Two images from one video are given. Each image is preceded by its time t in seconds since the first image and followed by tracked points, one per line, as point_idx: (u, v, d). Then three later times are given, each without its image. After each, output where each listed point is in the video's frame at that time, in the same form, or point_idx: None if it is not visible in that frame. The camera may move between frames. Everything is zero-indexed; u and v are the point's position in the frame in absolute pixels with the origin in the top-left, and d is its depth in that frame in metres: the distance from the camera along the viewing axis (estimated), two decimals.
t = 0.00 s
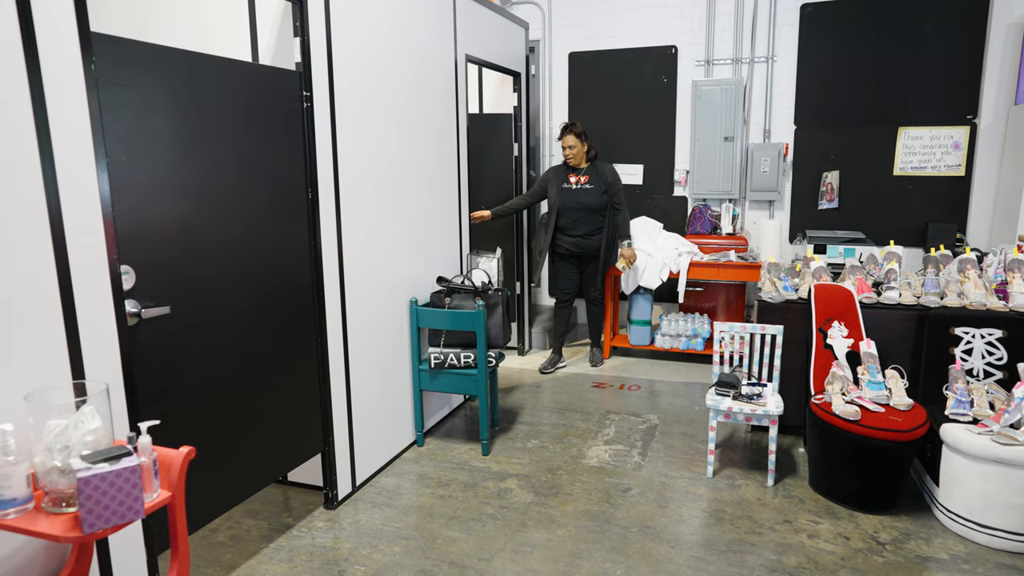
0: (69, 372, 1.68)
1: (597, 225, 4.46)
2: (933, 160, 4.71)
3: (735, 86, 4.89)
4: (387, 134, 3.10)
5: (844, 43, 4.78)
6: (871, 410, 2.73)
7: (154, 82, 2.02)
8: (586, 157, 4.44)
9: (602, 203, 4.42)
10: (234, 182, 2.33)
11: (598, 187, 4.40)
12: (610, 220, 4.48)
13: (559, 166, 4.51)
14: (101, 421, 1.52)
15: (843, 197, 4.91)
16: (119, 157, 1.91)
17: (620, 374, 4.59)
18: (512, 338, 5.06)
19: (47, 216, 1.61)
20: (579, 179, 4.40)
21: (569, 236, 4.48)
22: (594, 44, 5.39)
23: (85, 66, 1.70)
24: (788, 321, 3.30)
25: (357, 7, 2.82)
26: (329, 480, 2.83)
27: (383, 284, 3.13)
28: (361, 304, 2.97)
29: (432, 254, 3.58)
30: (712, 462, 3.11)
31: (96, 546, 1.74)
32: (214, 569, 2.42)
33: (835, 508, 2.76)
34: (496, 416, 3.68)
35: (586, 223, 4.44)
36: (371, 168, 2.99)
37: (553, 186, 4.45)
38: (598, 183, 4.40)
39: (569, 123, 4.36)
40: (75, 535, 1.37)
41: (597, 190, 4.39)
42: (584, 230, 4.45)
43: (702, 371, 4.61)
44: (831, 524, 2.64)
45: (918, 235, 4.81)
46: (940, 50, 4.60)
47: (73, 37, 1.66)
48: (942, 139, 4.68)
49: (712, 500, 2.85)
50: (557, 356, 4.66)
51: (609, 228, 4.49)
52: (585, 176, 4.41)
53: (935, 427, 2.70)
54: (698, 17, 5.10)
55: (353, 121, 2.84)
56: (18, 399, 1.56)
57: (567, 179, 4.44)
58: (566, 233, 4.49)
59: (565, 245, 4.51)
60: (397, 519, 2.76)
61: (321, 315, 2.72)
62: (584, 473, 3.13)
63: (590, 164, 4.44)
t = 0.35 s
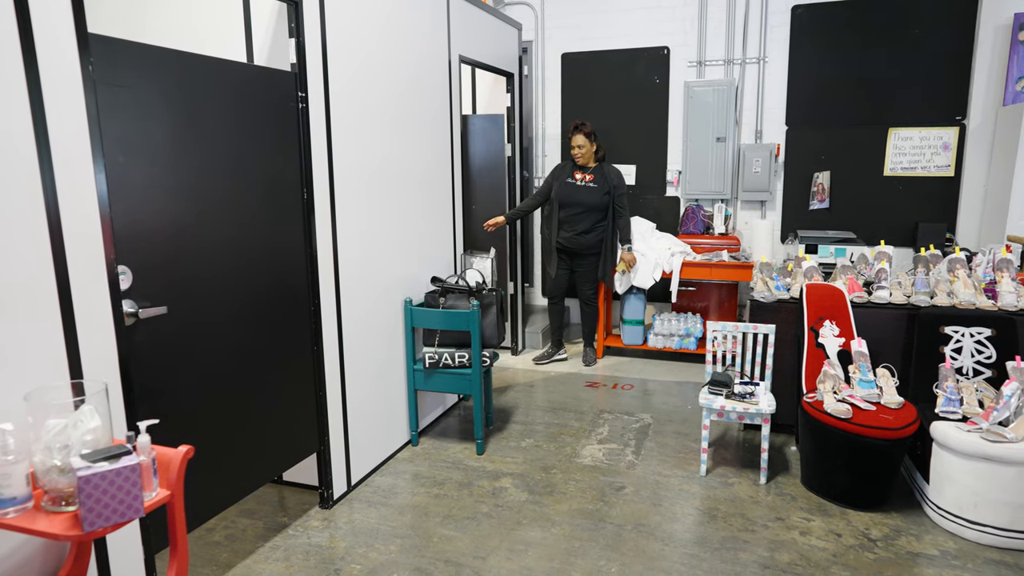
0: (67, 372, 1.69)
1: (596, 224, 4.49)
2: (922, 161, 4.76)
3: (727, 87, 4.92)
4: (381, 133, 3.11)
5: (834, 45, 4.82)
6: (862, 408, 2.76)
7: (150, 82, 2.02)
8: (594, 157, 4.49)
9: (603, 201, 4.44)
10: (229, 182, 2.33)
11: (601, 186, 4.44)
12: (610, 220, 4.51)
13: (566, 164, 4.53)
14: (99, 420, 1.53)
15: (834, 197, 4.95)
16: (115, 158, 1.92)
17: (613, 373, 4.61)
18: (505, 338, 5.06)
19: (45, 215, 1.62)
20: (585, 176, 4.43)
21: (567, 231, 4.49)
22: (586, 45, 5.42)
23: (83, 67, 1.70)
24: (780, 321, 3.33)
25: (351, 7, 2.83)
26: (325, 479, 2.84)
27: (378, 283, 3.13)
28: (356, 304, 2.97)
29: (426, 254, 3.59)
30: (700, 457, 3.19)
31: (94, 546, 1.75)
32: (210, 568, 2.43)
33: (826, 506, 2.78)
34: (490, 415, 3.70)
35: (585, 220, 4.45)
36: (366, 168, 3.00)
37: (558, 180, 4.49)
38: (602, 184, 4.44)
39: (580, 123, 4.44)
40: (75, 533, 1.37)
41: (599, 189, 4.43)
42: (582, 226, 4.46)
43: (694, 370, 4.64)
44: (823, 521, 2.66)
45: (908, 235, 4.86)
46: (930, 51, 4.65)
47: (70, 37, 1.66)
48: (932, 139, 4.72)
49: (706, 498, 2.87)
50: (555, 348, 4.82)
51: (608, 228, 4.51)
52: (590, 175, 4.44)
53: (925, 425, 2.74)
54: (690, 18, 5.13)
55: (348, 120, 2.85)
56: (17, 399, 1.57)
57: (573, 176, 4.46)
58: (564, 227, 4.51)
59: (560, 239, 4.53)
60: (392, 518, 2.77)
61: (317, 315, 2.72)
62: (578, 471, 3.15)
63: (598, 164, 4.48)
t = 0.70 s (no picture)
0: (75, 369, 1.71)
1: (588, 223, 4.51)
2: (919, 161, 4.79)
3: (725, 87, 4.95)
4: (382, 134, 3.13)
5: (832, 46, 4.85)
6: (861, 406, 2.78)
7: (156, 82, 2.04)
8: (591, 157, 4.53)
9: (592, 200, 4.46)
10: (233, 182, 2.35)
11: (591, 186, 4.45)
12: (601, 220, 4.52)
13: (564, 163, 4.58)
14: (108, 418, 1.54)
15: (832, 197, 4.98)
16: (122, 158, 1.93)
17: (613, 372, 4.63)
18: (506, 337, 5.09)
19: (53, 216, 1.64)
20: (578, 176, 4.47)
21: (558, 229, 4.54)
22: (586, 46, 5.44)
23: (91, 69, 1.72)
24: (779, 320, 3.35)
25: (353, 8, 2.85)
26: (327, 477, 2.85)
27: (379, 282, 3.15)
28: (358, 304, 2.99)
29: (428, 254, 3.61)
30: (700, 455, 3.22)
31: (102, 542, 1.76)
32: (214, 565, 2.45)
33: (825, 503, 2.81)
34: (491, 414, 3.71)
35: (575, 219, 4.50)
36: (367, 168, 3.02)
37: (552, 179, 4.54)
38: (594, 184, 4.45)
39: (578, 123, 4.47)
40: (85, 528, 1.39)
41: (589, 189, 4.45)
42: (573, 226, 4.51)
43: (694, 369, 4.66)
44: (822, 518, 2.69)
45: (905, 235, 4.89)
46: (927, 52, 4.68)
47: (78, 38, 1.68)
48: (929, 139, 4.75)
49: (706, 496, 2.90)
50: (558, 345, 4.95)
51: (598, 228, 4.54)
52: (583, 175, 4.46)
53: (923, 423, 2.76)
54: (689, 19, 5.16)
55: (350, 120, 2.87)
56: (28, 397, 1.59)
57: (566, 176, 4.51)
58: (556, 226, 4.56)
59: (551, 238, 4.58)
60: (395, 516, 2.79)
61: (319, 314, 2.74)
62: (578, 469, 3.17)
63: (593, 164, 4.51)
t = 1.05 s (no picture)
0: (87, 365, 1.73)
1: (581, 223, 4.56)
2: (918, 160, 4.82)
3: (725, 87, 4.98)
4: (386, 134, 3.16)
5: (830, 46, 4.88)
6: (859, 402, 2.81)
7: (164, 82, 2.07)
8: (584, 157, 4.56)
9: (584, 199, 4.49)
10: (240, 181, 2.38)
11: (580, 184, 4.49)
12: (592, 218, 4.56)
13: (558, 162, 4.63)
14: (120, 412, 1.57)
15: (831, 196, 5.02)
16: (132, 157, 1.96)
17: (613, 370, 4.66)
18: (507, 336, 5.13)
19: (65, 213, 1.66)
20: (569, 176, 4.51)
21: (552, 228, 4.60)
22: (586, 46, 5.47)
23: (102, 69, 1.75)
24: (778, 317, 3.38)
25: (357, 9, 2.87)
26: (332, 473, 2.88)
27: (382, 280, 3.18)
28: (362, 302, 3.02)
29: (430, 252, 3.64)
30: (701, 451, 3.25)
31: (112, 536, 1.79)
32: (221, 560, 2.48)
33: (824, 498, 2.84)
34: (493, 412, 3.74)
35: (568, 219, 4.55)
36: (371, 167, 3.05)
37: (546, 180, 4.61)
38: (585, 183, 4.49)
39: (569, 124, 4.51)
40: (100, 520, 1.42)
41: (579, 188, 4.48)
42: (566, 225, 4.56)
43: (693, 367, 4.69)
44: (821, 513, 2.72)
45: (903, 233, 4.92)
46: (925, 52, 4.71)
47: (89, 39, 1.71)
48: (927, 139, 4.78)
49: (706, 491, 2.93)
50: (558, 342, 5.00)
51: (588, 225, 4.57)
52: (574, 175, 4.51)
53: (921, 419, 2.79)
54: (689, 19, 5.19)
55: (354, 119, 2.90)
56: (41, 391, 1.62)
57: (559, 176, 4.56)
58: (550, 226, 4.62)
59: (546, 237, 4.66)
60: (398, 512, 2.82)
61: (323, 311, 2.77)
62: (580, 466, 3.20)
63: (585, 164, 4.54)
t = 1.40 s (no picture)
0: (97, 359, 1.78)
1: (574, 223, 4.64)
2: (909, 161, 4.89)
3: (719, 89, 5.05)
4: (386, 136, 3.21)
5: (823, 48, 4.95)
6: (850, 397, 2.87)
7: (172, 83, 2.12)
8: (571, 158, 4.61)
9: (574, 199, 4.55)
10: (244, 181, 2.43)
11: (572, 185, 4.54)
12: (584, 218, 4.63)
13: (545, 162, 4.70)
14: (132, 405, 1.63)
15: (824, 196, 5.08)
16: (140, 157, 2.01)
17: (610, 368, 4.72)
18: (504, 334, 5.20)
19: (76, 212, 1.71)
20: (558, 179, 4.55)
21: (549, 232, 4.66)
22: (583, 48, 5.53)
23: (111, 71, 1.80)
24: (772, 315, 3.44)
25: (357, 12, 2.92)
26: (333, 469, 2.93)
27: (383, 279, 3.23)
28: (362, 301, 3.06)
29: (429, 252, 3.69)
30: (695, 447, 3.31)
31: (122, 528, 1.84)
32: (225, 553, 2.53)
33: (817, 491, 2.90)
34: (491, 409, 3.80)
35: (561, 221, 4.61)
36: (372, 168, 3.10)
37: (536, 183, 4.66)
38: (575, 184, 4.54)
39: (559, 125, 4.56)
40: (113, 509, 1.47)
41: (571, 189, 4.54)
42: (560, 226, 4.63)
43: (689, 365, 4.75)
44: (813, 505, 2.78)
45: (895, 232, 4.99)
46: (917, 54, 4.78)
47: (99, 42, 1.76)
48: (918, 140, 4.85)
49: (701, 485, 2.98)
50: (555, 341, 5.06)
51: (577, 223, 4.64)
52: (563, 176, 4.55)
53: (910, 413, 2.85)
54: (684, 21, 5.25)
55: (355, 122, 2.95)
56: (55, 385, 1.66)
57: (549, 179, 4.60)
58: (543, 228, 4.69)
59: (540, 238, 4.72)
60: (399, 506, 2.87)
61: (325, 309, 2.82)
62: (577, 461, 3.26)
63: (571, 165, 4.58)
